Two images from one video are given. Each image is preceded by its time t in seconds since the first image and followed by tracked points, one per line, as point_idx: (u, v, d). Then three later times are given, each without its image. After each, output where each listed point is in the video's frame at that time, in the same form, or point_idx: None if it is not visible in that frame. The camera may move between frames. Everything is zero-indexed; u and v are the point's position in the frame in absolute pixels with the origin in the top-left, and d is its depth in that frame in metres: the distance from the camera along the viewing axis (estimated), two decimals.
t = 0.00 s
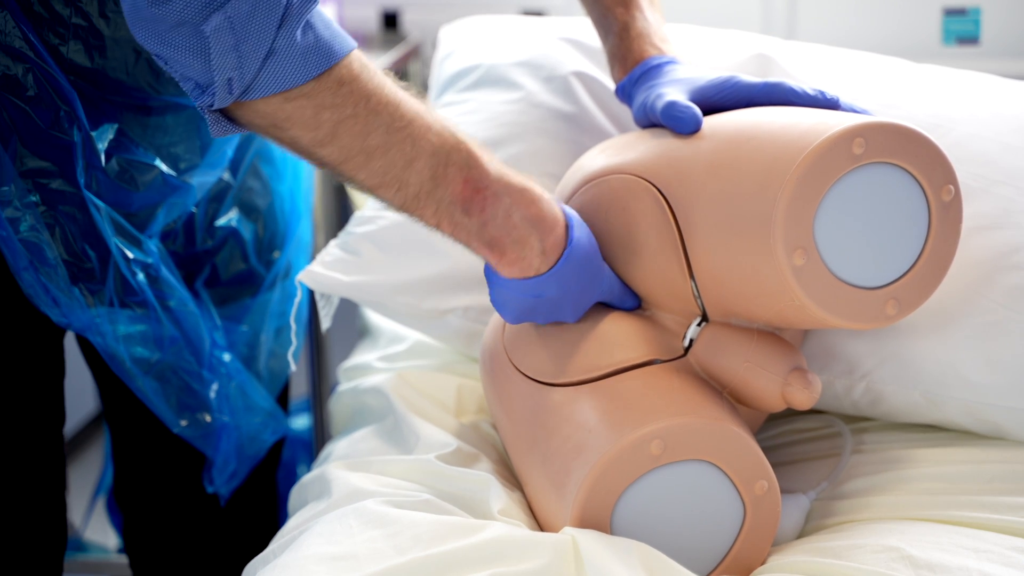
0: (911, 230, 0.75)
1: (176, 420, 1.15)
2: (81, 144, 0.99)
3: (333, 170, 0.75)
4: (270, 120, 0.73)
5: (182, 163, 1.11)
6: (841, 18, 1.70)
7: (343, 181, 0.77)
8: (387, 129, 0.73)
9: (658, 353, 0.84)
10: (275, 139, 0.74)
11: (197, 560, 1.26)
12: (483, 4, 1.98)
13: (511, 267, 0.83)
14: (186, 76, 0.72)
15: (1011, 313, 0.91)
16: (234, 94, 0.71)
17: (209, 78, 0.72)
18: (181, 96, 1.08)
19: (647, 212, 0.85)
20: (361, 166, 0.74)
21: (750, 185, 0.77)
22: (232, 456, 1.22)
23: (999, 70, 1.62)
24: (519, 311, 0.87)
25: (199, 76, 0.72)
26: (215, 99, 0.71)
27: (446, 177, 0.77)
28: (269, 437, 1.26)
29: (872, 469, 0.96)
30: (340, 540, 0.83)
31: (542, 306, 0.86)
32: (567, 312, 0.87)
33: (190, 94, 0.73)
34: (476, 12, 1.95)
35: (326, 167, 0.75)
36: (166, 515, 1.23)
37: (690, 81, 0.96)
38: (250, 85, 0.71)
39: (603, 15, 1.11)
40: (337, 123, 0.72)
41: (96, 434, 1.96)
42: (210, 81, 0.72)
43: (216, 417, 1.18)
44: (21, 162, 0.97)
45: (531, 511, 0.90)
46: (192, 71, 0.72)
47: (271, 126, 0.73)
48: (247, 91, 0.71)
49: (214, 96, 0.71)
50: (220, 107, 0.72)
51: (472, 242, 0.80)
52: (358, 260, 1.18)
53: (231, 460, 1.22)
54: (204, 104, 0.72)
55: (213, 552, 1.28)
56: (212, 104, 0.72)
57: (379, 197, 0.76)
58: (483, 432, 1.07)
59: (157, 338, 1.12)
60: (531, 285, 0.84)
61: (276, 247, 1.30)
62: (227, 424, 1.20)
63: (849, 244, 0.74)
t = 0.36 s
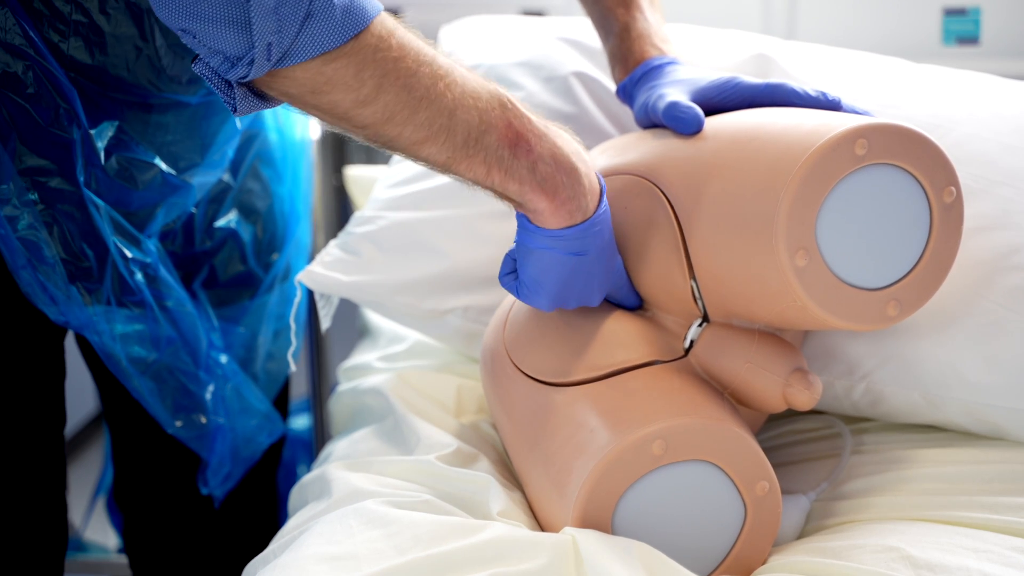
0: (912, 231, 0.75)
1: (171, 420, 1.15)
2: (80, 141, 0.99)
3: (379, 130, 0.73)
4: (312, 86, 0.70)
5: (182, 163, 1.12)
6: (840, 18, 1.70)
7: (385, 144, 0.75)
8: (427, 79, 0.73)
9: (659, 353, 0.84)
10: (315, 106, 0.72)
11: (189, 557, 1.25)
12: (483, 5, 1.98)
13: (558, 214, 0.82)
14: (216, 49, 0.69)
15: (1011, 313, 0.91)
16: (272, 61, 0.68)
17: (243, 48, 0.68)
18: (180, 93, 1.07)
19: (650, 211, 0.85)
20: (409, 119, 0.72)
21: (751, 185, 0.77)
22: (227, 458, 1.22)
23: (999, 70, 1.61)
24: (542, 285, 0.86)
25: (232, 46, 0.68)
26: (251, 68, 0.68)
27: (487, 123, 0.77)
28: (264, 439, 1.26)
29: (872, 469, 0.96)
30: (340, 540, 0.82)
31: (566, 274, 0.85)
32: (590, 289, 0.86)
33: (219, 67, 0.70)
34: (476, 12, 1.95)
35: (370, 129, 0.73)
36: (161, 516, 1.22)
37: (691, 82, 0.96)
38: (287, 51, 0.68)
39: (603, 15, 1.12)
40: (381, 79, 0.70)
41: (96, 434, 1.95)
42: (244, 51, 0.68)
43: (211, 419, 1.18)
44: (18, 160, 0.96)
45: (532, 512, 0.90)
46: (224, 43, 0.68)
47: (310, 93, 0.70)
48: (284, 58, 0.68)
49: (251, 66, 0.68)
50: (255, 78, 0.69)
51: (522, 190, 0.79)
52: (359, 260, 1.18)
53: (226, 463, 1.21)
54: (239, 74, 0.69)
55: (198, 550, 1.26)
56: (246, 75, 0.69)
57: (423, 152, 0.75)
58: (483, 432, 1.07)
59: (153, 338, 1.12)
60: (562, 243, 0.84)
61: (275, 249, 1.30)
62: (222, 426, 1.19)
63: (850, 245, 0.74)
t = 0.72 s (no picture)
0: (915, 231, 0.75)
1: (161, 420, 1.15)
2: (75, 138, 0.99)
3: (419, 91, 0.72)
4: (357, 44, 0.68)
5: (176, 160, 1.10)
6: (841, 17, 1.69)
7: (420, 109, 0.74)
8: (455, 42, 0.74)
9: (660, 353, 0.84)
10: (354, 68, 0.70)
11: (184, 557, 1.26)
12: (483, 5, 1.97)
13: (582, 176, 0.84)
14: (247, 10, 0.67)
15: (1011, 314, 0.91)
16: (313, 18, 0.66)
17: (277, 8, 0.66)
18: (174, 90, 1.06)
19: (653, 211, 0.85)
20: (449, 79, 0.73)
21: (754, 185, 0.77)
22: (217, 457, 1.21)
23: (999, 70, 1.60)
24: (593, 275, 0.85)
25: (266, 7, 0.66)
26: (287, 28, 0.66)
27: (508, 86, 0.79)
28: (254, 439, 1.25)
29: (872, 469, 0.96)
30: (340, 540, 0.82)
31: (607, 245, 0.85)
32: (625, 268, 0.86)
33: (246, 31, 0.68)
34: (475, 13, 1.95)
35: (408, 92, 0.72)
36: (151, 514, 1.22)
37: (693, 82, 0.96)
38: (326, 9, 0.66)
39: (603, 17, 1.12)
40: (419, 39, 0.70)
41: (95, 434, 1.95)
42: (279, 11, 0.66)
43: (201, 418, 1.18)
44: (12, 156, 0.96)
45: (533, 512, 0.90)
46: (257, 3, 0.66)
47: (349, 56, 0.69)
48: (322, 17, 0.66)
49: (288, 25, 0.66)
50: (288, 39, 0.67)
51: (552, 154, 0.81)
52: (359, 259, 1.18)
53: (215, 461, 1.21)
54: (273, 35, 0.67)
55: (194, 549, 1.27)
56: (279, 36, 0.67)
57: (457, 116, 0.75)
58: (484, 432, 1.07)
59: (145, 336, 1.12)
60: (581, 213, 0.85)
61: (265, 248, 1.28)
62: (211, 425, 1.19)
63: (853, 246, 0.74)
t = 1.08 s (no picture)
0: (919, 233, 0.75)
1: (149, 419, 1.13)
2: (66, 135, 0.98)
3: (446, 67, 0.76)
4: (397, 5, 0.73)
5: (165, 157, 1.10)
6: (842, 18, 1.69)
7: (444, 87, 0.76)
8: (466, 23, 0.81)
9: (662, 354, 0.84)
10: (388, 32, 0.73)
11: (167, 558, 1.23)
12: (482, 5, 1.97)
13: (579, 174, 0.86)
14: None
15: (1012, 315, 0.91)
16: None
17: None
18: (163, 87, 1.07)
19: (658, 212, 0.85)
20: (473, 53, 0.77)
21: (759, 185, 0.77)
22: (203, 457, 1.20)
23: (998, 70, 1.60)
24: (638, 278, 0.83)
25: None
26: None
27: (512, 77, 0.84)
28: (239, 438, 1.25)
29: (873, 469, 0.96)
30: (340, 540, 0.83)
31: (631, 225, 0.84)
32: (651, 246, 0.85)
33: None
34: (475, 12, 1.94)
35: (434, 67, 0.75)
36: (137, 516, 1.20)
37: (696, 82, 0.96)
38: None
39: (602, 19, 1.10)
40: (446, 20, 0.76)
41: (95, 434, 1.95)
42: None
43: (189, 416, 1.16)
44: (4, 153, 0.95)
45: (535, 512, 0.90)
46: None
47: (386, 19, 0.73)
48: None
49: None
50: None
51: (557, 150, 0.83)
52: (360, 258, 1.18)
53: (201, 460, 1.20)
54: None
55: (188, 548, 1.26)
56: None
57: (479, 93, 0.78)
58: (484, 432, 1.07)
59: (133, 335, 1.10)
60: (588, 215, 0.84)
61: (249, 247, 1.25)
62: (199, 423, 1.18)
63: (857, 247, 0.74)
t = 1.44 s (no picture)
0: (927, 236, 0.74)
1: (151, 419, 1.11)
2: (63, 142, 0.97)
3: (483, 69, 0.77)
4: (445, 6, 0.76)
5: (155, 158, 1.06)
6: (843, 18, 1.69)
7: (484, 95, 0.76)
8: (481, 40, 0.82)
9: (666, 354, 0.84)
10: (439, 29, 0.75)
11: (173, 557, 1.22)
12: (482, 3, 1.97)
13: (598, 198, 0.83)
14: None
15: (1013, 315, 0.91)
16: None
17: None
18: (151, 94, 1.05)
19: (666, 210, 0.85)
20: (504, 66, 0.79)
21: (768, 185, 0.77)
22: (204, 453, 1.18)
23: (997, 70, 1.60)
24: (695, 241, 0.81)
25: None
26: None
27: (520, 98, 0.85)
28: (237, 432, 1.22)
29: (875, 469, 0.96)
30: (340, 540, 0.83)
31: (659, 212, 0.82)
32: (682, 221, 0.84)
33: None
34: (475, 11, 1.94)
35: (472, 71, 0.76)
36: (142, 517, 1.18)
37: (700, 82, 0.96)
38: None
39: (605, 20, 1.10)
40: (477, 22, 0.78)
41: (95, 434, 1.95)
42: None
43: (189, 414, 1.14)
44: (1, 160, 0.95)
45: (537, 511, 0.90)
46: None
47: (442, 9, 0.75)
48: None
49: None
50: None
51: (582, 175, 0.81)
52: (363, 255, 1.18)
53: (202, 457, 1.18)
54: None
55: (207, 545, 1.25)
56: None
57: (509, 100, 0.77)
58: (485, 431, 1.06)
59: (131, 338, 1.08)
60: (625, 227, 0.80)
61: (234, 243, 1.19)
62: (200, 420, 1.16)
63: (866, 248, 0.73)
